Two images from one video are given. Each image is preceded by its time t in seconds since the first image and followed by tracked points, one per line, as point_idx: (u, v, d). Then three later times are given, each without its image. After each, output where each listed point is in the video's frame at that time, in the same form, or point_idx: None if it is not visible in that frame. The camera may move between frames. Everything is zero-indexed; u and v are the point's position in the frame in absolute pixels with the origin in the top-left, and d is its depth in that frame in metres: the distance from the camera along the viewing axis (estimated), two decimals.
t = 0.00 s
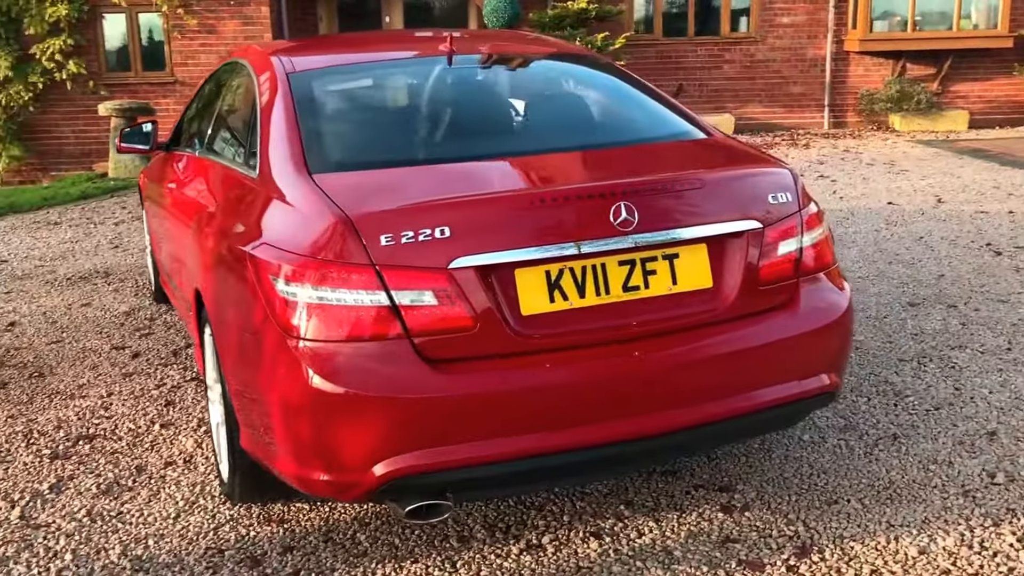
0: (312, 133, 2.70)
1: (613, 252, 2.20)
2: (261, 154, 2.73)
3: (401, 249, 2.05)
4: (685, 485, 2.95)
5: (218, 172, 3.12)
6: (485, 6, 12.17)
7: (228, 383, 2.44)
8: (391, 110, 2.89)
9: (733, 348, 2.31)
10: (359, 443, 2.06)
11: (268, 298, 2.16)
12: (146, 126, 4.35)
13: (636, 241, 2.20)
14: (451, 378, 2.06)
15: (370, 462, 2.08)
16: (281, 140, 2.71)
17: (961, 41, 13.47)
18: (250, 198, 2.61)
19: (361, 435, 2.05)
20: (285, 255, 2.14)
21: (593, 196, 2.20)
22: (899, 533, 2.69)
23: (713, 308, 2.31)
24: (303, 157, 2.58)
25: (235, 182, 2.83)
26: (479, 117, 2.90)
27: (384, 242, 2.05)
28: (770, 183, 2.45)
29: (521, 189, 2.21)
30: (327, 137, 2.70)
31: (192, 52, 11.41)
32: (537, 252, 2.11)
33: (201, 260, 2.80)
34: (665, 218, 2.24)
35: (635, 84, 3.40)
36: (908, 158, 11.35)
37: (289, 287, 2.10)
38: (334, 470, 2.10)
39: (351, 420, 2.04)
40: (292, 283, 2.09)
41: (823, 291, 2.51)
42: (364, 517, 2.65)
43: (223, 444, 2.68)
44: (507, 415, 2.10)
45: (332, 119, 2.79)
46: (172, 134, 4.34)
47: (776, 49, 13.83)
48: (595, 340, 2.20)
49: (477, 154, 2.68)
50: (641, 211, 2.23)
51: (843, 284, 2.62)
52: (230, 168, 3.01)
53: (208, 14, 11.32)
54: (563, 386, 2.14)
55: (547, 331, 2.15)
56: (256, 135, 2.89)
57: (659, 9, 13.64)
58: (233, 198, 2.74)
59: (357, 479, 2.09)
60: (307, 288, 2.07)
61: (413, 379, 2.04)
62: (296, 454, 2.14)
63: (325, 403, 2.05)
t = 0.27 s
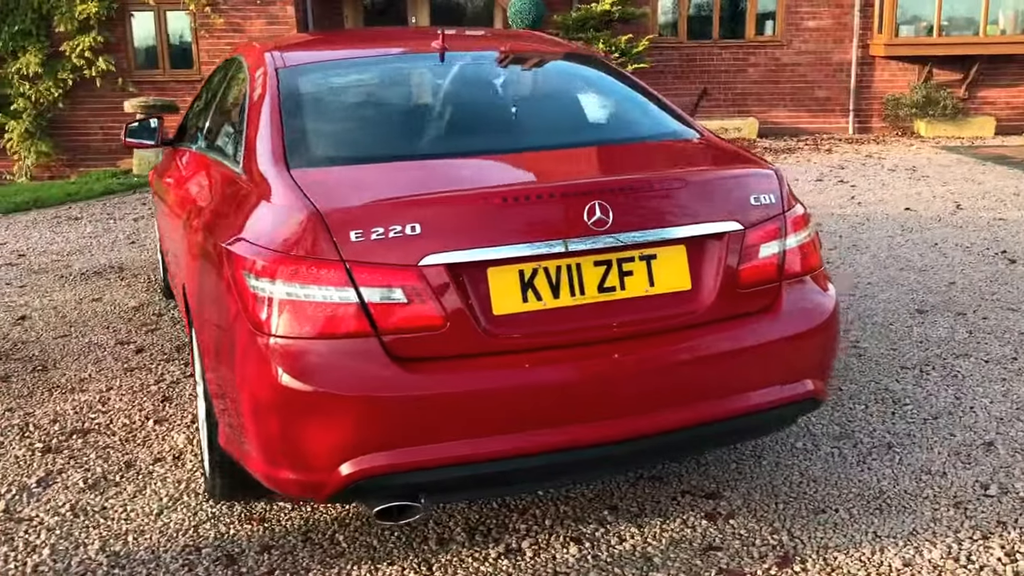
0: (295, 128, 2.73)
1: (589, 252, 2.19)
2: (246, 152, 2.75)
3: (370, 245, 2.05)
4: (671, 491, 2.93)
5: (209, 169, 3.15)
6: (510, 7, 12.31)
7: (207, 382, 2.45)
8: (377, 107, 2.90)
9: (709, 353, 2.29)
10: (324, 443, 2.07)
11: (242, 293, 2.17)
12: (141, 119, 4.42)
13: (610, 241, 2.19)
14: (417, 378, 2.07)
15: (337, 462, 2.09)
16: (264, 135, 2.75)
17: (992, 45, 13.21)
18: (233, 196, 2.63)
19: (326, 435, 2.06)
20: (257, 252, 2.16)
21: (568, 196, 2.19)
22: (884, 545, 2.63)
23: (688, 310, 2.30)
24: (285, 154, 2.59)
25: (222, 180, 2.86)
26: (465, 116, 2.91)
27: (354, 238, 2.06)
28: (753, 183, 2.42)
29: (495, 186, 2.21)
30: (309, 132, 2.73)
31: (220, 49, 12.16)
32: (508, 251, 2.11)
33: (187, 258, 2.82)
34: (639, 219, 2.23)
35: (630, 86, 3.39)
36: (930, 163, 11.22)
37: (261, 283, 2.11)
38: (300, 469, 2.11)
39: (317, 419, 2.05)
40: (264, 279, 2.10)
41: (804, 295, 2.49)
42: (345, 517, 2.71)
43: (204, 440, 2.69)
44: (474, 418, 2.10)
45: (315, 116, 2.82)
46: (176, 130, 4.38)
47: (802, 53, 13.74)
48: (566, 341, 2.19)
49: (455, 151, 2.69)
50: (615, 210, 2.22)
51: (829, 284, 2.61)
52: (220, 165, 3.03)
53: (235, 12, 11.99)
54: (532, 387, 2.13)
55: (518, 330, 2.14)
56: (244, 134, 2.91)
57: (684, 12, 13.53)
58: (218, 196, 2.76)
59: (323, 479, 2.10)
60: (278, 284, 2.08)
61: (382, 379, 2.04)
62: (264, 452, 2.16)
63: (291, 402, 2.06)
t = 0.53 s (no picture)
0: (278, 130, 2.80)
1: (564, 257, 2.21)
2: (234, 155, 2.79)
3: (341, 246, 2.09)
4: (658, 498, 2.89)
5: (201, 171, 3.19)
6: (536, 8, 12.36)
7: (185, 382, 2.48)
8: (367, 113, 2.95)
9: (682, 360, 2.30)
10: (291, 446, 2.09)
11: (213, 293, 2.20)
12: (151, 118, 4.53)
13: (585, 247, 2.21)
14: (388, 380, 2.10)
15: (304, 465, 2.11)
16: (250, 133, 2.80)
17: None
18: (216, 198, 2.66)
19: (293, 438, 2.09)
20: (231, 252, 2.19)
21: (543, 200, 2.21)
22: (869, 557, 2.56)
23: (666, 317, 2.31)
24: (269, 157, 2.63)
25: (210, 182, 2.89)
26: (446, 123, 2.96)
27: (325, 240, 2.09)
28: (735, 191, 2.42)
29: (471, 190, 2.23)
30: (292, 134, 2.78)
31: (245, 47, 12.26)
32: (481, 256, 2.13)
33: (174, 259, 2.85)
34: (614, 225, 2.24)
35: (623, 94, 3.40)
36: (954, 169, 11.06)
37: (232, 284, 2.14)
38: (268, 471, 2.14)
39: (284, 422, 2.08)
40: (236, 280, 2.13)
41: (789, 302, 2.49)
42: (326, 519, 2.73)
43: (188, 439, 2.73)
44: (443, 422, 2.13)
45: (301, 119, 2.88)
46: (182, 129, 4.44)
47: (829, 57, 13.62)
48: (535, 345, 2.22)
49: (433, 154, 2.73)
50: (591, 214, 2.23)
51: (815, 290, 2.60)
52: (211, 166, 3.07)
53: (261, 12, 12.07)
54: (502, 392, 2.16)
55: (488, 333, 2.17)
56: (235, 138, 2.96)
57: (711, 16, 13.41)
58: (205, 198, 2.80)
59: (290, 481, 2.13)
60: (250, 285, 2.11)
61: (352, 383, 2.07)
62: (234, 453, 2.19)
63: (258, 404, 2.09)
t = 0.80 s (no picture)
0: (267, 136, 2.81)
1: (546, 264, 2.18)
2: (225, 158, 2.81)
3: (319, 251, 2.08)
4: (644, 504, 2.88)
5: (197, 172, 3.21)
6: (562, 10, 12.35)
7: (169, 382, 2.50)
8: (360, 117, 2.96)
9: (664, 370, 2.27)
10: (264, 448, 2.10)
11: (193, 296, 2.21)
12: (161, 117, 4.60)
13: (565, 255, 2.18)
14: (362, 387, 2.09)
15: (277, 468, 2.12)
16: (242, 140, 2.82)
17: None
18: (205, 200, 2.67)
19: (265, 441, 2.10)
20: (211, 255, 2.20)
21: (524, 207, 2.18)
22: (855, 569, 2.52)
23: (649, 327, 2.28)
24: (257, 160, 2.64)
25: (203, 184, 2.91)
26: (437, 126, 2.96)
27: (302, 244, 2.09)
28: (724, 198, 2.38)
29: (453, 196, 2.20)
30: (281, 137, 2.80)
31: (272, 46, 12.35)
32: (458, 261, 2.10)
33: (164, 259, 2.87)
34: (595, 231, 2.20)
35: (619, 96, 3.39)
36: (979, 176, 10.89)
37: (212, 287, 2.16)
38: (242, 473, 2.15)
39: (257, 425, 2.09)
40: (214, 284, 2.14)
41: (778, 312, 2.44)
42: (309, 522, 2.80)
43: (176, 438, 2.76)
44: (416, 428, 2.12)
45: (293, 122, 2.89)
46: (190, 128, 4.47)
47: (857, 62, 13.44)
48: (515, 352, 2.19)
49: (421, 158, 2.73)
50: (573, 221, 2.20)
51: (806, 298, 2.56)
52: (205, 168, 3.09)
53: (289, 12, 12.16)
54: (477, 399, 2.14)
55: (466, 341, 2.16)
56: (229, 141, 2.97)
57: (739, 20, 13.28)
58: (195, 199, 2.82)
59: (264, 484, 2.14)
60: (227, 288, 2.12)
61: (326, 388, 2.08)
62: (210, 454, 2.20)
63: (233, 406, 2.10)
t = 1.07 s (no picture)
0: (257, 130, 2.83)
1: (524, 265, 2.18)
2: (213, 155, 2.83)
3: (294, 248, 2.08)
4: (632, 511, 2.85)
5: (189, 169, 3.24)
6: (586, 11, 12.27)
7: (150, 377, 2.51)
8: (349, 117, 2.99)
9: (644, 374, 2.25)
10: (235, 448, 2.11)
11: (173, 294, 2.22)
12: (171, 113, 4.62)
13: (543, 255, 2.17)
14: (335, 386, 2.09)
15: (249, 468, 2.13)
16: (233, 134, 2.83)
17: None
18: (190, 198, 2.70)
19: (238, 440, 2.10)
20: (190, 252, 2.20)
21: (503, 207, 2.18)
22: None
23: (628, 330, 2.26)
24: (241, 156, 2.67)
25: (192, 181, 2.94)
26: (424, 126, 2.98)
27: (277, 241, 2.09)
28: (708, 199, 2.35)
29: (431, 194, 2.20)
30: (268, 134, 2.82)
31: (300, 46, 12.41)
32: (433, 260, 2.09)
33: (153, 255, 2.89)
34: (573, 232, 2.19)
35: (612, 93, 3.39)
36: (1007, 183, 10.69)
37: (189, 284, 2.16)
38: (215, 472, 2.17)
39: (228, 425, 2.10)
40: (192, 281, 2.15)
41: (766, 316, 2.40)
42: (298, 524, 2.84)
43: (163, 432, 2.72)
44: (389, 429, 2.12)
45: (281, 121, 2.91)
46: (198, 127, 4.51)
47: (886, 66, 13.24)
48: (492, 353, 2.18)
49: (408, 154, 2.73)
50: (551, 221, 2.18)
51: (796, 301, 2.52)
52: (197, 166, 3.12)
53: (317, 13, 12.22)
54: (453, 401, 2.13)
55: (442, 341, 2.15)
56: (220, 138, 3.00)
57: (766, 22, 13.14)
58: (183, 196, 2.84)
59: (236, 484, 2.15)
60: (204, 286, 2.13)
61: (300, 387, 2.08)
62: (185, 451, 2.22)
63: (205, 406, 2.11)
